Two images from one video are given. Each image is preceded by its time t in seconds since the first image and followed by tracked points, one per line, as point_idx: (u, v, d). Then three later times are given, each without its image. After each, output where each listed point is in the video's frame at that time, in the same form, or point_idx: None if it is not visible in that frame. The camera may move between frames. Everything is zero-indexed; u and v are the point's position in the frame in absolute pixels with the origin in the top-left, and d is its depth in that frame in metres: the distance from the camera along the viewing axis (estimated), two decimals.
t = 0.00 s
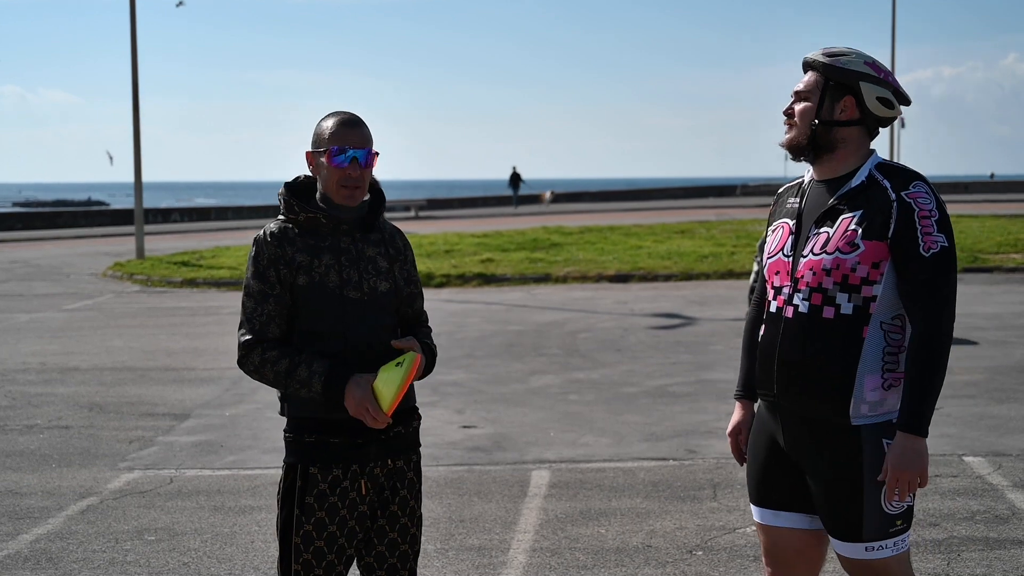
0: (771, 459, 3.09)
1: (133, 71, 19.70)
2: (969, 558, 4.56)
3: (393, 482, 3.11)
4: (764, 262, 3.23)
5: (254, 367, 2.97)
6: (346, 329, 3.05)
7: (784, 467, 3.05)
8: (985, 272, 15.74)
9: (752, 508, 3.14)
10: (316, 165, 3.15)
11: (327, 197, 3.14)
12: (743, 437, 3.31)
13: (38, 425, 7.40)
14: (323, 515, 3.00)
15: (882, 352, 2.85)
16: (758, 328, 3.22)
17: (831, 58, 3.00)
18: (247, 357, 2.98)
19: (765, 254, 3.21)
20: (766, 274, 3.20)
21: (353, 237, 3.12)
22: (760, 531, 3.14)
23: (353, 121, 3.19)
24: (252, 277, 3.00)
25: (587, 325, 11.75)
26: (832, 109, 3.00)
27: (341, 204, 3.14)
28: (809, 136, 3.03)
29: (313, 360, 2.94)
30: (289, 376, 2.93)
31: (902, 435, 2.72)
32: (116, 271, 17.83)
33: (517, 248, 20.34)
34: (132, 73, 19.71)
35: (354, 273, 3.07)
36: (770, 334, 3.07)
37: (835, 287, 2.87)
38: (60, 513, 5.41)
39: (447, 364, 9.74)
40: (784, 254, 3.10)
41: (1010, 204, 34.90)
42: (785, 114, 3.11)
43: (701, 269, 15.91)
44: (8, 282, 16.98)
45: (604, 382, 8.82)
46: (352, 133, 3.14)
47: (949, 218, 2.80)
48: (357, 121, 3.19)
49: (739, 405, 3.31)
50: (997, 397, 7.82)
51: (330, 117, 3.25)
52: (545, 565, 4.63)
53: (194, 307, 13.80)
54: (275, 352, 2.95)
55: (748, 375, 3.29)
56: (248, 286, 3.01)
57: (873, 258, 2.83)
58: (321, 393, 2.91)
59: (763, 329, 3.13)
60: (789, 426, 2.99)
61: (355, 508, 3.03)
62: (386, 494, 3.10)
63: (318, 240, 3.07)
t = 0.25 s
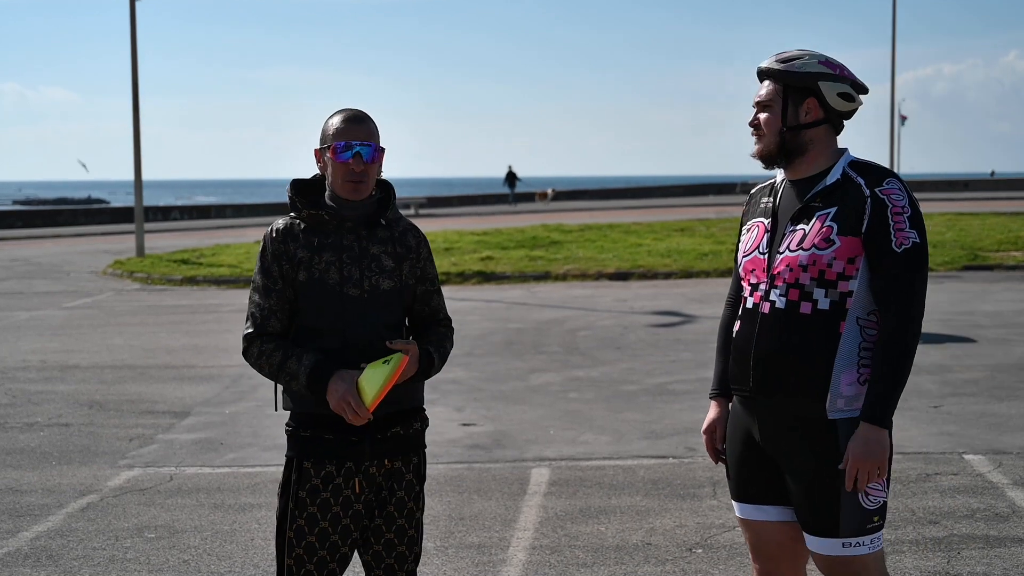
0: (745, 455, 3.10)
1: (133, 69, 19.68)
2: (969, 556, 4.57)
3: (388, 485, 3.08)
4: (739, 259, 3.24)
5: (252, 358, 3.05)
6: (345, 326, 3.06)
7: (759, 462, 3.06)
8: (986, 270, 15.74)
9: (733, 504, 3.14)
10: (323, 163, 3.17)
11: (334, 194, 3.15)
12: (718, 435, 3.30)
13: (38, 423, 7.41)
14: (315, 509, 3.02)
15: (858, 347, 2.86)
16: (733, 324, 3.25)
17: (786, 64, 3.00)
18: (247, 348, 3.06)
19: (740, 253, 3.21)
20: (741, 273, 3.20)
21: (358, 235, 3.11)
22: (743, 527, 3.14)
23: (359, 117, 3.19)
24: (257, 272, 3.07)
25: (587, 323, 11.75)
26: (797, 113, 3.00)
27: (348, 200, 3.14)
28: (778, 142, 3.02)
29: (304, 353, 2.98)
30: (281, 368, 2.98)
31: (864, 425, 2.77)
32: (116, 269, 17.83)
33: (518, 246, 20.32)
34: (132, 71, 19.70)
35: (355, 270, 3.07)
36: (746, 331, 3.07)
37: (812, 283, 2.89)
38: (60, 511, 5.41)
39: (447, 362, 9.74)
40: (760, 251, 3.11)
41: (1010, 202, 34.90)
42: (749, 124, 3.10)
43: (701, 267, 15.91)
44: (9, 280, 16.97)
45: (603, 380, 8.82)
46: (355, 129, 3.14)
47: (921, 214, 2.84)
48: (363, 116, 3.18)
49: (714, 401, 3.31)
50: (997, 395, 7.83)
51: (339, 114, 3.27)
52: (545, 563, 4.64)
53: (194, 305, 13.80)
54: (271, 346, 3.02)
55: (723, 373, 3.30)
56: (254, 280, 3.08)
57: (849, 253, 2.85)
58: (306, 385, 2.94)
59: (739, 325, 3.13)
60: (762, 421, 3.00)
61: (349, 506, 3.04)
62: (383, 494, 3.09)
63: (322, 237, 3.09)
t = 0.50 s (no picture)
0: (729, 453, 3.10)
1: (133, 66, 19.66)
2: (969, 554, 4.57)
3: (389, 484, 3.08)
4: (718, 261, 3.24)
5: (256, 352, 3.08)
6: (346, 324, 3.07)
7: (745, 459, 3.06)
8: (986, 267, 15.75)
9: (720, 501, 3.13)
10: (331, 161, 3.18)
11: (341, 192, 3.14)
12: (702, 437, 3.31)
13: (38, 421, 7.41)
14: (313, 506, 3.02)
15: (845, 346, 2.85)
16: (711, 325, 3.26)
17: (761, 69, 2.99)
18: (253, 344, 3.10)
19: (717, 256, 3.20)
20: (721, 275, 3.18)
21: (362, 234, 3.11)
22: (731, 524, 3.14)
23: (366, 115, 3.18)
24: (264, 269, 3.10)
25: (587, 321, 11.75)
26: (773, 117, 3.00)
27: (354, 200, 3.13)
28: (755, 147, 3.02)
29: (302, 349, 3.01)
30: (280, 365, 3.00)
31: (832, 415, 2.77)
32: (116, 267, 17.81)
33: (518, 243, 20.32)
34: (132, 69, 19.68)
35: (357, 268, 3.07)
36: (730, 332, 3.07)
37: (798, 282, 2.90)
38: (60, 508, 5.41)
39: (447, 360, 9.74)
40: (741, 253, 3.09)
41: (1010, 199, 34.92)
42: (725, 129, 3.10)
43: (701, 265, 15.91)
44: (9, 278, 16.96)
45: (603, 378, 8.82)
46: (363, 127, 3.14)
47: (900, 213, 2.85)
48: (370, 116, 3.18)
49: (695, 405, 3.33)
50: (997, 393, 7.83)
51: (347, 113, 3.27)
52: (545, 560, 4.64)
53: (194, 302, 13.79)
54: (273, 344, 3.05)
55: (703, 376, 3.30)
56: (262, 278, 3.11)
57: (833, 252, 2.87)
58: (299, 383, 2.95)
59: (722, 326, 3.12)
60: (747, 419, 3.00)
61: (347, 504, 3.04)
62: (382, 493, 3.08)
63: (326, 235, 3.10)
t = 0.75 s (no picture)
0: (723, 450, 3.09)
1: (133, 65, 19.65)
2: (969, 554, 4.57)
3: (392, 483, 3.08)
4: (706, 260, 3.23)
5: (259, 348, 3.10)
6: (349, 323, 3.07)
7: (738, 457, 3.06)
8: (986, 266, 15.75)
9: (715, 501, 3.13)
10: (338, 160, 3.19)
11: (349, 192, 3.15)
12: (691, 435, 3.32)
13: (38, 420, 7.41)
14: (315, 504, 3.02)
15: (835, 343, 2.87)
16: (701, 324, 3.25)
17: (754, 67, 3.00)
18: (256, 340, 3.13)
19: (709, 253, 3.19)
20: (711, 272, 3.17)
21: (367, 233, 3.11)
22: (724, 524, 3.14)
23: (373, 114, 3.19)
24: (269, 268, 3.14)
25: (587, 320, 11.76)
26: (766, 115, 3.00)
27: (362, 199, 3.15)
28: (748, 144, 3.01)
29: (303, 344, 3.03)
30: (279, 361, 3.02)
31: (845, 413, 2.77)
32: (116, 266, 17.81)
33: (518, 242, 20.33)
34: (132, 67, 19.68)
35: (362, 267, 3.07)
36: (721, 330, 3.06)
37: (790, 278, 2.89)
38: (60, 507, 5.42)
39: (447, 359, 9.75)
40: (732, 250, 3.08)
41: (1010, 198, 34.92)
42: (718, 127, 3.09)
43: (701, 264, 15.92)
44: (9, 277, 16.97)
45: (603, 377, 8.83)
46: (373, 126, 3.16)
47: (893, 209, 2.86)
48: (377, 114, 3.19)
49: (682, 403, 3.33)
50: (998, 392, 7.83)
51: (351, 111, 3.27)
52: (545, 559, 4.64)
53: (195, 301, 13.80)
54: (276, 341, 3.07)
55: (690, 373, 3.30)
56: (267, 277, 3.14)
57: (825, 248, 2.86)
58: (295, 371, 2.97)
59: (713, 324, 3.11)
60: (740, 416, 2.99)
61: (350, 502, 3.03)
62: (385, 492, 3.08)
63: (331, 234, 3.11)
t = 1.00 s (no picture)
0: (722, 450, 3.09)
1: (134, 64, 19.66)
2: (971, 553, 4.56)
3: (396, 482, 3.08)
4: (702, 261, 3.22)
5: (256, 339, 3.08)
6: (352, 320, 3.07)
7: (739, 456, 3.06)
8: (987, 266, 15.75)
9: (713, 500, 3.12)
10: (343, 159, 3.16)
11: (355, 192, 3.16)
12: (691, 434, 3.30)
13: (39, 419, 7.41)
14: (320, 503, 3.02)
15: (834, 342, 2.87)
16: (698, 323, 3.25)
17: (750, 66, 3.00)
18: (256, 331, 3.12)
19: (705, 253, 3.18)
20: (707, 271, 3.17)
21: (372, 234, 3.12)
22: (723, 523, 3.13)
23: (378, 115, 3.19)
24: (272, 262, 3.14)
25: (588, 319, 11.75)
26: (762, 115, 3.00)
27: (367, 198, 3.15)
28: (744, 144, 3.01)
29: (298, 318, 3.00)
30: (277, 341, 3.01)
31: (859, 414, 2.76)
32: (117, 266, 17.83)
33: (518, 242, 20.32)
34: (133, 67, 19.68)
35: (367, 267, 3.08)
36: (718, 329, 3.05)
37: (787, 277, 2.89)
38: (61, 506, 5.42)
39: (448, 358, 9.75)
40: (729, 250, 3.08)
41: (1010, 198, 34.90)
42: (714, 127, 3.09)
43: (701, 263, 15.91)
44: (10, 276, 16.97)
45: (604, 377, 8.82)
46: (381, 127, 3.16)
47: (889, 208, 2.86)
48: (382, 114, 3.19)
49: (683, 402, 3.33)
50: (998, 392, 7.82)
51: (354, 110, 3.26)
52: (546, 559, 4.64)
53: (195, 301, 13.79)
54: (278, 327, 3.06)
55: (690, 373, 3.31)
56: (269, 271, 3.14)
57: (822, 247, 2.86)
58: (293, 321, 2.93)
59: (710, 324, 3.11)
60: (739, 416, 2.99)
61: (357, 501, 3.03)
62: (390, 490, 3.08)
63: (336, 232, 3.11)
